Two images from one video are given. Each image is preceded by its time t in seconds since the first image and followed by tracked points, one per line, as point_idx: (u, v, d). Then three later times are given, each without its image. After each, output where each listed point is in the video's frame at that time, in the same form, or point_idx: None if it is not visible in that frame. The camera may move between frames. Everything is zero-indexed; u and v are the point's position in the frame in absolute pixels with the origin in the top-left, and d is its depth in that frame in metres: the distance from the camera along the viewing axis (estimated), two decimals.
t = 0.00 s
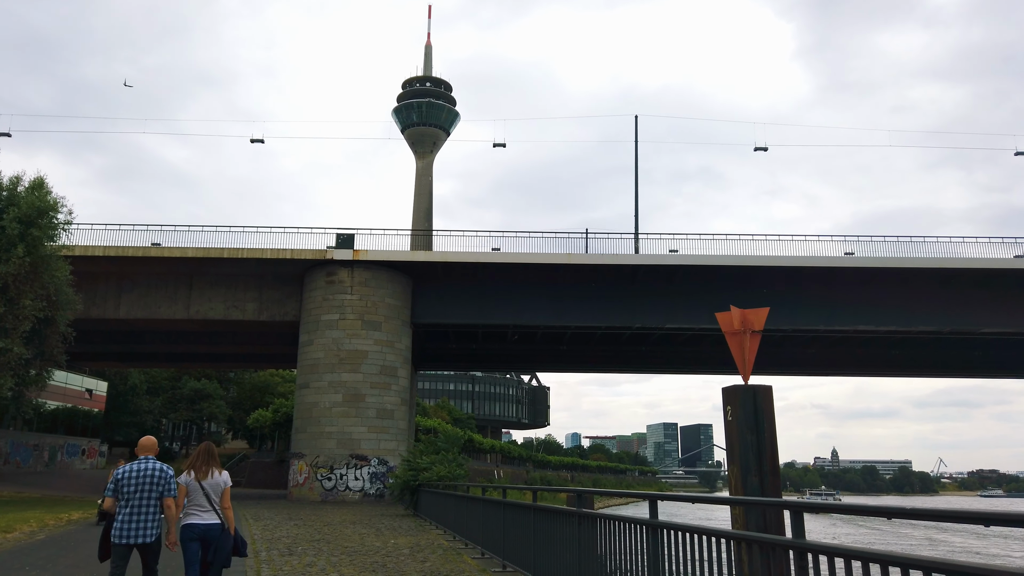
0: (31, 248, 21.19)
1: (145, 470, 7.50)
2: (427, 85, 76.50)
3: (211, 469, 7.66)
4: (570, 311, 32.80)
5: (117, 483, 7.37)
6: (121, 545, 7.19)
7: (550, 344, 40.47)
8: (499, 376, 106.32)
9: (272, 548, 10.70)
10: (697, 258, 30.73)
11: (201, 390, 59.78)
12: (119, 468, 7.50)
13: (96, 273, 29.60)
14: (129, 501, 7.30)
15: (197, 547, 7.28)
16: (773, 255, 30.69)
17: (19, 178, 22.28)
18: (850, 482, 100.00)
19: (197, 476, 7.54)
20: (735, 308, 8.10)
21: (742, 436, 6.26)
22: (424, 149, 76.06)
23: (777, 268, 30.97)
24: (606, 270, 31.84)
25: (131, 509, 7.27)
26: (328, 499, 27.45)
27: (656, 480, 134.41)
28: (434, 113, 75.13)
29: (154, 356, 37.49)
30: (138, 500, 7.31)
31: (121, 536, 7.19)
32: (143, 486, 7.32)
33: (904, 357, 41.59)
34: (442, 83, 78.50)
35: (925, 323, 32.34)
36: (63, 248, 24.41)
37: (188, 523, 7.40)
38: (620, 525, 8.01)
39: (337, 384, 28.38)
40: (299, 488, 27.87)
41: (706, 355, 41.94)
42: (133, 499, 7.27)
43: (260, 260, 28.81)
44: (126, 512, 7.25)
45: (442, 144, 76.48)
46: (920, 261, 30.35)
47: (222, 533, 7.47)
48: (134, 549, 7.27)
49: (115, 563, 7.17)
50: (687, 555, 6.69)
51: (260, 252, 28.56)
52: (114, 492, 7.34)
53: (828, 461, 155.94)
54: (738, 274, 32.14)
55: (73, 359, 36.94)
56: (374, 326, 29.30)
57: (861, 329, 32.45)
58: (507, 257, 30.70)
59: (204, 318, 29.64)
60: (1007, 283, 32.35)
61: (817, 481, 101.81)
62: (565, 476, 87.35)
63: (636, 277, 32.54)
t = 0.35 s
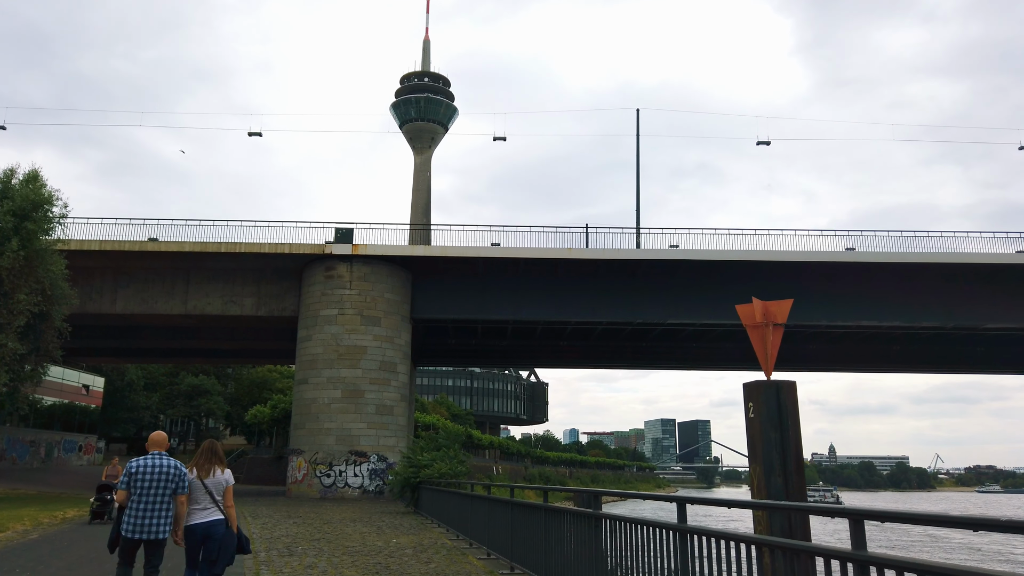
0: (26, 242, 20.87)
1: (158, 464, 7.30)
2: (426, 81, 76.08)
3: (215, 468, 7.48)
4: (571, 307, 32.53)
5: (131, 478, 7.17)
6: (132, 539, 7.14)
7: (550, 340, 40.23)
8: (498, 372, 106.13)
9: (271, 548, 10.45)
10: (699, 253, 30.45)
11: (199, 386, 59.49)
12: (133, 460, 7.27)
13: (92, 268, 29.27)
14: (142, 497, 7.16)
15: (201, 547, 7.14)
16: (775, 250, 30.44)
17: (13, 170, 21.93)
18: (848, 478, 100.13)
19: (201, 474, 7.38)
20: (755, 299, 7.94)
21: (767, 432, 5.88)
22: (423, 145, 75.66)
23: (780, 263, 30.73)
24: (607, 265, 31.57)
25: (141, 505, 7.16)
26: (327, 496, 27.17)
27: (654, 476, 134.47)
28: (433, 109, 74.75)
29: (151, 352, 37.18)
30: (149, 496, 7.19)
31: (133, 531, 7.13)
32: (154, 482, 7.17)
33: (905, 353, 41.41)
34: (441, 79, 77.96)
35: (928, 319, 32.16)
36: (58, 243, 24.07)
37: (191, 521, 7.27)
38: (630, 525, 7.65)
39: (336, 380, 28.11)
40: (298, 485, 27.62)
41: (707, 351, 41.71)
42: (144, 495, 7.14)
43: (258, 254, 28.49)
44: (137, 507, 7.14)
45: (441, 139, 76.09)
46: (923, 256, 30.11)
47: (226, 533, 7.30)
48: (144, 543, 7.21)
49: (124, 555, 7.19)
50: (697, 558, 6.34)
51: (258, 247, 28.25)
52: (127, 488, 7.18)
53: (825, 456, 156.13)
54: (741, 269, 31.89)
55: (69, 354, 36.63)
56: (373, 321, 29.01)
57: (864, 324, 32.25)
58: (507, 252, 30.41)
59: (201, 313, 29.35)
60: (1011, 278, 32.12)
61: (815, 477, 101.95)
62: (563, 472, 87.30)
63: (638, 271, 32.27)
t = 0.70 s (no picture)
0: (21, 239, 20.56)
1: (153, 470, 7.10)
2: (425, 80, 75.77)
3: (212, 471, 7.23)
4: (572, 305, 32.26)
5: (126, 485, 6.98)
6: (132, 546, 6.95)
7: (550, 339, 40.01)
8: (497, 371, 105.90)
9: (270, 550, 10.19)
10: (702, 252, 30.21)
11: (198, 385, 59.18)
12: (127, 467, 7.09)
13: (89, 266, 28.97)
14: (139, 503, 6.99)
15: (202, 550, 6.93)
16: (779, 248, 30.19)
17: (9, 166, 21.64)
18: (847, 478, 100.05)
19: (198, 478, 7.15)
20: (780, 294, 8.66)
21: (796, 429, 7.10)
22: (422, 144, 75.36)
23: (783, 261, 30.49)
24: (609, 264, 31.32)
25: (140, 511, 6.98)
26: (327, 496, 26.91)
27: (653, 476, 134.31)
28: (431, 108, 74.48)
29: (149, 351, 36.90)
30: (147, 502, 7.00)
31: (133, 537, 6.95)
32: (150, 487, 6.97)
33: (907, 353, 41.20)
34: (440, 78, 77.58)
35: (932, 318, 31.91)
36: (54, 239, 23.77)
37: (190, 525, 7.03)
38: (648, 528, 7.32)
39: (336, 379, 27.84)
40: (297, 485, 27.37)
41: (708, 350, 41.51)
42: (143, 501, 6.96)
43: (257, 252, 28.22)
44: (136, 514, 6.97)
45: (440, 139, 75.79)
46: (929, 255, 29.84)
47: (227, 535, 7.06)
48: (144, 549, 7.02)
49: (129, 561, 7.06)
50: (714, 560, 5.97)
51: (257, 245, 27.97)
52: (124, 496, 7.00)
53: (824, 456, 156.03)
54: (744, 268, 31.64)
55: (66, 353, 36.34)
56: (374, 320, 28.74)
57: (867, 323, 32.00)
58: (508, 250, 30.15)
59: (199, 311, 29.06)
60: (1016, 277, 31.88)
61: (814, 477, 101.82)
62: (562, 472, 87.11)
63: (640, 270, 32.01)
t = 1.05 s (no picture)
0: (15, 231, 20.25)
1: (145, 458, 6.91)
2: (423, 75, 75.38)
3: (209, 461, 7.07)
4: (573, 300, 32.02)
5: (115, 473, 6.76)
6: (122, 534, 6.63)
7: (550, 334, 39.81)
8: (496, 367, 105.73)
9: (268, 546, 9.96)
10: (703, 245, 29.98)
11: (196, 380, 58.89)
12: (118, 456, 6.89)
13: (85, 259, 28.68)
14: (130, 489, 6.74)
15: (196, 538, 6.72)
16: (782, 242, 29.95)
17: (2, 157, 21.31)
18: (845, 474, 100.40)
19: (195, 467, 6.99)
20: (803, 279, 9.81)
21: (819, 421, 7.73)
22: (420, 140, 74.97)
23: (786, 255, 30.24)
24: (610, 257, 31.10)
25: (130, 498, 6.71)
26: (326, 492, 26.71)
27: (651, 471, 134.39)
28: (430, 103, 74.11)
29: (145, 346, 36.64)
30: (138, 489, 6.75)
31: (122, 525, 6.65)
32: (141, 474, 6.76)
33: (907, 348, 41.14)
34: (439, 74, 77.19)
35: (935, 313, 31.70)
36: (49, 232, 23.45)
37: (186, 514, 6.84)
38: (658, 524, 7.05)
39: (335, 373, 27.61)
40: (296, 480, 27.16)
41: (709, 345, 41.34)
42: (133, 488, 6.71)
43: (255, 246, 27.94)
44: (126, 501, 6.70)
45: (438, 134, 75.44)
46: (932, 249, 29.63)
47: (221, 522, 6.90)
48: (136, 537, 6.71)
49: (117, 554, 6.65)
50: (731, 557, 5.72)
51: (255, 238, 27.68)
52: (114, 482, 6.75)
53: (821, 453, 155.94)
54: (747, 261, 31.38)
55: (62, 348, 36.06)
56: (373, 314, 28.49)
57: (871, 318, 31.80)
58: (509, 243, 29.91)
59: (197, 305, 28.79)
60: (1019, 272, 31.69)
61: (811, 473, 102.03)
62: (560, 467, 87.05)
63: (642, 263, 31.79)
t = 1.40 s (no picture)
0: (8, 228, 19.90)
1: (145, 464, 6.70)
2: (421, 74, 74.96)
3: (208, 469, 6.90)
4: (574, 299, 31.74)
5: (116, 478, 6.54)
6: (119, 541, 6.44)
7: (550, 333, 39.54)
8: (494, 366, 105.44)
9: (265, 550, 9.69)
10: (706, 243, 29.68)
11: (193, 380, 58.50)
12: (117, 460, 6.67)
13: (80, 257, 28.36)
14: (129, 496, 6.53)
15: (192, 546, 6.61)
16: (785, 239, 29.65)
17: None
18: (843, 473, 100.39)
19: (193, 475, 6.82)
20: (830, 271, 9.51)
21: (847, 422, 7.28)
22: (418, 139, 74.58)
23: (789, 252, 29.94)
24: (610, 255, 30.84)
25: (129, 505, 6.51)
26: (324, 492, 26.43)
27: (650, 471, 134.02)
28: (428, 103, 73.72)
29: (142, 345, 36.31)
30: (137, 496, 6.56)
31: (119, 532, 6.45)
32: (141, 483, 6.54)
33: (908, 347, 40.96)
34: (437, 73, 76.84)
35: (938, 311, 31.44)
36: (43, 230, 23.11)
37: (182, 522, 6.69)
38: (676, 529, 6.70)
39: (333, 372, 27.32)
40: (293, 481, 26.86)
41: (709, 344, 41.11)
42: (131, 495, 6.51)
43: (252, 244, 27.62)
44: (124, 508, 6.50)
45: (436, 134, 75.06)
46: (935, 246, 29.38)
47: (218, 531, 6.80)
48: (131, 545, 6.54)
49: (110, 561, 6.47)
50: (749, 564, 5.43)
51: (252, 236, 27.36)
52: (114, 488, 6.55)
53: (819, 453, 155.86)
54: (749, 259, 31.10)
55: (57, 347, 35.70)
56: (372, 313, 28.20)
57: (873, 316, 31.57)
58: (509, 241, 29.61)
59: (194, 304, 28.48)
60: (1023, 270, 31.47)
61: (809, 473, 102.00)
62: (559, 467, 86.80)
63: (643, 261, 31.52)
